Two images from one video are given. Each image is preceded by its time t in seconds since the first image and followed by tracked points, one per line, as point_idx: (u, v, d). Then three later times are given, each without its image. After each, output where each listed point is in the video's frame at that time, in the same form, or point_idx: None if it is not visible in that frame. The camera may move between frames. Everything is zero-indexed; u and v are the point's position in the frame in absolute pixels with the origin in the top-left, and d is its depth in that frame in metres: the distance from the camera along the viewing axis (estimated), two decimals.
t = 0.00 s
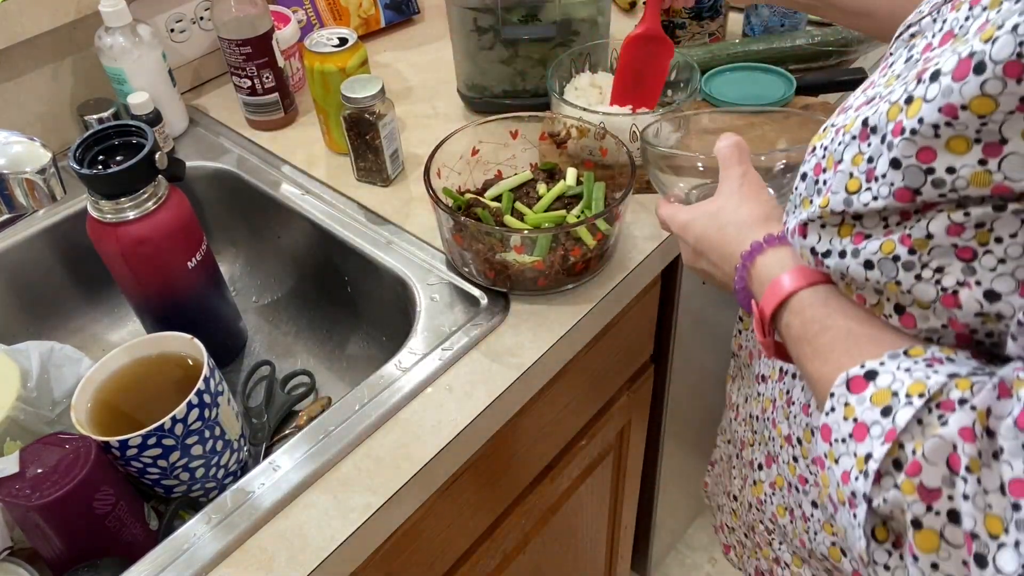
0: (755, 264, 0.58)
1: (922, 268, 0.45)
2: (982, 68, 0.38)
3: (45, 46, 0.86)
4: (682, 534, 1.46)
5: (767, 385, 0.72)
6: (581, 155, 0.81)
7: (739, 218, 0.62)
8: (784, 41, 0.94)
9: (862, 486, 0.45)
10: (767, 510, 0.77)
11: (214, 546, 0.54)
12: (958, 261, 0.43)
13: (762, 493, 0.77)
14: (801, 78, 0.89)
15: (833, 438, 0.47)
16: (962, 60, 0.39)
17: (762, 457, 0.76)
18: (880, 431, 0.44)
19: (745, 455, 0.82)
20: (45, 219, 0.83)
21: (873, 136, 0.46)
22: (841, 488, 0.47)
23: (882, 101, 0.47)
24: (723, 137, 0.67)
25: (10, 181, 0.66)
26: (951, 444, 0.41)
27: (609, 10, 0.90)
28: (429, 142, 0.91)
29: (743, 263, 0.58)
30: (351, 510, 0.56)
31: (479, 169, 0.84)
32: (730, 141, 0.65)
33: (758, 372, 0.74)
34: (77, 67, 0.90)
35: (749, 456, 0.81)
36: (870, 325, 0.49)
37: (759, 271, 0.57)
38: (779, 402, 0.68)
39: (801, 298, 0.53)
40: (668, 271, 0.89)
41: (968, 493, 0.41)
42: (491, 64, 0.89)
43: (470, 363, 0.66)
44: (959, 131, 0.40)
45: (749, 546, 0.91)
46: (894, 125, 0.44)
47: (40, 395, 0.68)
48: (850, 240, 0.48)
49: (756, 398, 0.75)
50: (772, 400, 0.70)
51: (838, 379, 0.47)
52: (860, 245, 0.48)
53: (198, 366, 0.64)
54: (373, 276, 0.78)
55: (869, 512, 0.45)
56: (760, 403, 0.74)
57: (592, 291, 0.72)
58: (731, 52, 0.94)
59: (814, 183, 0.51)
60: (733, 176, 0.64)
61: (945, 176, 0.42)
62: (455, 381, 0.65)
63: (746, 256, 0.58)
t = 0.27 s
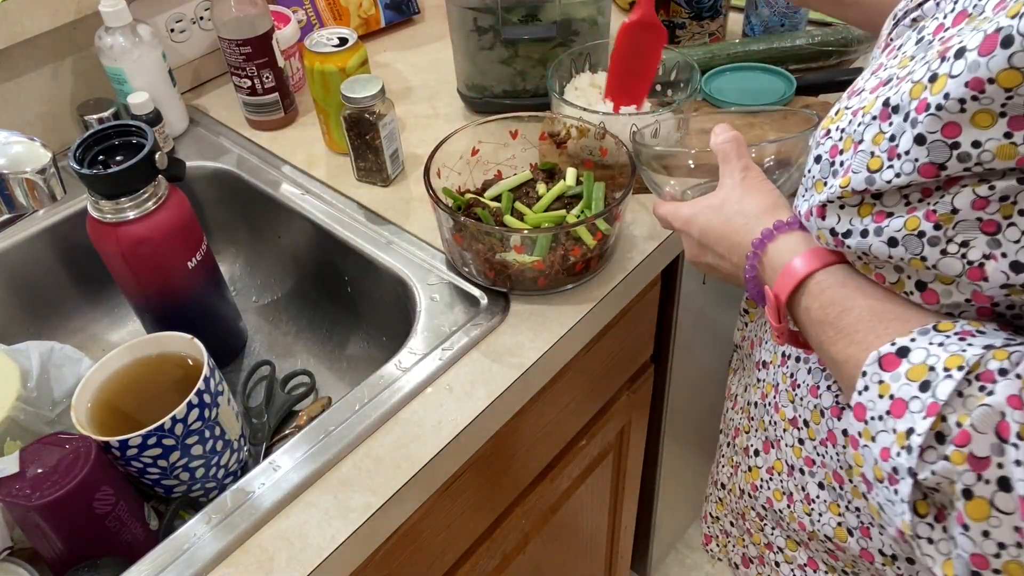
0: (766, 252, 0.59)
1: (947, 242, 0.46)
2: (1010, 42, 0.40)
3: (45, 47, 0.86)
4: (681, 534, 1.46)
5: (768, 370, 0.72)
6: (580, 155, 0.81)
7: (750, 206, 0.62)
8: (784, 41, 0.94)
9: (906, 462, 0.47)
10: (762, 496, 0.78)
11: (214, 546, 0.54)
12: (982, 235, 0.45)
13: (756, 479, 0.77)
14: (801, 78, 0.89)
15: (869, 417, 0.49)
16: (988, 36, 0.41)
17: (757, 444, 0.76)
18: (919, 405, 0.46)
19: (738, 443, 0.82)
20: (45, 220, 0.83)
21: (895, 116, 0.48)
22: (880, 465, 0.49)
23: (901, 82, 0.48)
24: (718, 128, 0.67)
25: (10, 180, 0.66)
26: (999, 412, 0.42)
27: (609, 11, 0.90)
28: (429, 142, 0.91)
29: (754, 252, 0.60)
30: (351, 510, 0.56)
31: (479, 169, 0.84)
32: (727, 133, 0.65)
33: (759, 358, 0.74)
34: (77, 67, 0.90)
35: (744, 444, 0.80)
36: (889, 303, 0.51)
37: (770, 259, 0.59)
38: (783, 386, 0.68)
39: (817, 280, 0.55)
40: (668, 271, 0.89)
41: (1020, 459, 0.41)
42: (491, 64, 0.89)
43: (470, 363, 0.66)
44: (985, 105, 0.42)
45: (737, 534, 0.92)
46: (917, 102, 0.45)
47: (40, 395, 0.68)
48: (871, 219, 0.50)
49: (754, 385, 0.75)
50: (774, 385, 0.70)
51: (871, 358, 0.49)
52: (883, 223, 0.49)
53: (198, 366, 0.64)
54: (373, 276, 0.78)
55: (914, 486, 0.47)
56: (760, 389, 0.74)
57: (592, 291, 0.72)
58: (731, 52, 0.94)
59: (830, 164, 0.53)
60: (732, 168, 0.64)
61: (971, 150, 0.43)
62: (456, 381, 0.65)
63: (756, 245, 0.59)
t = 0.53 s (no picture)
0: (775, 256, 0.60)
1: (974, 240, 0.46)
2: None
3: (45, 46, 0.86)
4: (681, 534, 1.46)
5: (774, 367, 0.71)
6: (580, 157, 0.81)
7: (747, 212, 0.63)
8: (784, 41, 0.94)
9: (945, 460, 0.46)
10: (778, 492, 0.77)
11: (214, 546, 0.54)
12: (1010, 231, 0.45)
13: (770, 475, 0.77)
14: (800, 78, 0.89)
15: (902, 416, 0.49)
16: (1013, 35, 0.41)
17: (768, 441, 0.75)
18: (955, 403, 0.46)
19: (744, 441, 0.81)
20: (45, 220, 0.83)
21: (915, 116, 0.47)
22: (919, 464, 0.49)
23: (919, 82, 0.48)
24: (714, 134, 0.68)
25: (10, 181, 0.66)
26: None
27: (609, 11, 0.90)
28: (429, 142, 0.91)
29: (763, 255, 0.61)
30: (351, 510, 0.56)
31: (479, 169, 0.84)
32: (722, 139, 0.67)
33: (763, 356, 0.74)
34: (77, 67, 0.90)
35: (752, 443, 0.79)
36: (911, 301, 0.51)
37: (782, 262, 0.60)
38: (792, 383, 0.68)
39: (834, 281, 0.55)
40: (667, 271, 0.89)
41: None
42: (491, 64, 0.89)
43: (470, 363, 0.66)
44: (1011, 103, 0.42)
45: (753, 529, 0.91)
46: (940, 102, 0.45)
47: (40, 395, 0.68)
48: (893, 220, 0.50)
49: (760, 382, 0.75)
50: (783, 383, 0.70)
51: (899, 356, 0.49)
52: (906, 223, 0.49)
53: (198, 366, 0.65)
54: (374, 277, 0.79)
55: (955, 484, 0.47)
56: (768, 386, 0.73)
57: (592, 291, 0.72)
58: (731, 51, 0.94)
59: (846, 166, 0.54)
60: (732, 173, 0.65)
61: (997, 148, 0.43)
62: (455, 381, 0.65)
63: (766, 248, 0.60)
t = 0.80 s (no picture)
0: (777, 236, 0.59)
1: (979, 227, 0.46)
2: None
3: (45, 47, 0.86)
4: (681, 534, 1.46)
5: (773, 355, 0.71)
6: (581, 157, 0.81)
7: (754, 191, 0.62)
8: (784, 41, 0.94)
9: (948, 439, 0.47)
10: (783, 477, 0.77)
11: (214, 546, 0.54)
12: (1015, 217, 0.45)
13: (774, 461, 0.77)
14: (800, 78, 0.89)
15: (906, 396, 0.49)
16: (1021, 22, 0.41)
17: (770, 428, 0.75)
18: (958, 383, 0.46)
19: (748, 428, 0.81)
20: (45, 220, 0.83)
21: (921, 103, 0.47)
22: (921, 443, 0.49)
23: (924, 68, 0.48)
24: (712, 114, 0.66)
25: (10, 181, 0.66)
26: None
27: (609, 11, 0.90)
28: (429, 142, 0.91)
29: (765, 236, 0.60)
30: (352, 510, 0.56)
31: (479, 168, 0.84)
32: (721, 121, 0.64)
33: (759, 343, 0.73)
34: (77, 67, 0.90)
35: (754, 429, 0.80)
36: (916, 285, 0.51)
37: (783, 243, 0.59)
38: (794, 370, 0.68)
39: (837, 261, 0.55)
40: (668, 271, 0.89)
41: None
42: (491, 64, 0.89)
43: (470, 363, 0.66)
44: (1019, 90, 0.42)
45: (758, 514, 0.91)
46: (947, 88, 0.45)
47: (40, 395, 0.68)
48: (897, 206, 0.50)
49: (756, 369, 0.74)
50: (784, 370, 0.70)
51: (903, 337, 0.49)
52: (911, 209, 0.49)
53: (198, 367, 0.65)
54: (374, 276, 0.79)
55: (957, 463, 0.47)
56: (765, 374, 0.73)
57: (592, 291, 0.72)
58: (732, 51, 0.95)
59: (851, 152, 0.54)
60: (733, 158, 0.64)
61: (1004, 135, 0.43)
62: (455, 381, 0.65)
63: (767, 229, 0.59)
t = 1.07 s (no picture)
0: (775, 223, 0.59)
1: (983, 217, 0.46)
2: None
3: (45, 47, 0.86)
4: (681, 534, 1.46)
5: (771, 353, 0.71)
6: (581, 157, 0.81)
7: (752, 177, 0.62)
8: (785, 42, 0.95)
9: (953, 430, 0.46)
10: (778, 475, 0.77)
11: (214, 546, 0.54)
12: (1019, 209, 0.45)
13: (770, 459, 0.77)
14: (800, 78, 0.90)
15: (909, 386, 0.49)
16: None
17: (767, 425, 0.75)
18: (965, 373, 0.46)
19: (744, 426, 0.82)
20: (45, 220, 0.83)
21: (929, 92, 0.47)
22: (923, 434, 0.49)
23: (932, 57, 0.48)
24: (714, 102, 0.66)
25: (10, 180, 0.66)
26: None
27: (609, 11, 0.90)
28: (429, 142, 0.91)
29: (762, 222, 0.60)
30: (352, 510, 0.56)
31: (479, 168, 0.84)
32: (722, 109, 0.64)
33: (757, 343, 0.73)
34: (77, 67, 0.90)
35: (752, 429, 0.80)
36: (917, 276, 0.52)
37: (781, 231, 0.59)
38: (789, 369, 0.68)
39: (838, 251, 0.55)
40: (668, 271, 0.89)
41: None
42: (492, 64, 0.89)
43: (470, 363, 0.66)
44: None
45: (754, 512, 0.91)
46: (955, 77, 0.45)
47: (40, 395, 0.68)
48: (901, 195, 0.50)
49: (754, 367, 0.75)
50: (779, 368, 0.70)
51: (908, 326, 0.49)
52: (915, 200, 0.49)
53: (198, 367, 0.65)
54: (374, 276, 0.79)
55: (961, 454, 0.46)
56: (763, 371, 0.73)
57: (592, 291, 0.72)
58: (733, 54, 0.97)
59: (853, 142, 0.53)
60: (732, 146, 0.64)
61: (1012, 124, 0.43)
62: (456, 381, 0.65)
63: (765, 216, 0.60)
